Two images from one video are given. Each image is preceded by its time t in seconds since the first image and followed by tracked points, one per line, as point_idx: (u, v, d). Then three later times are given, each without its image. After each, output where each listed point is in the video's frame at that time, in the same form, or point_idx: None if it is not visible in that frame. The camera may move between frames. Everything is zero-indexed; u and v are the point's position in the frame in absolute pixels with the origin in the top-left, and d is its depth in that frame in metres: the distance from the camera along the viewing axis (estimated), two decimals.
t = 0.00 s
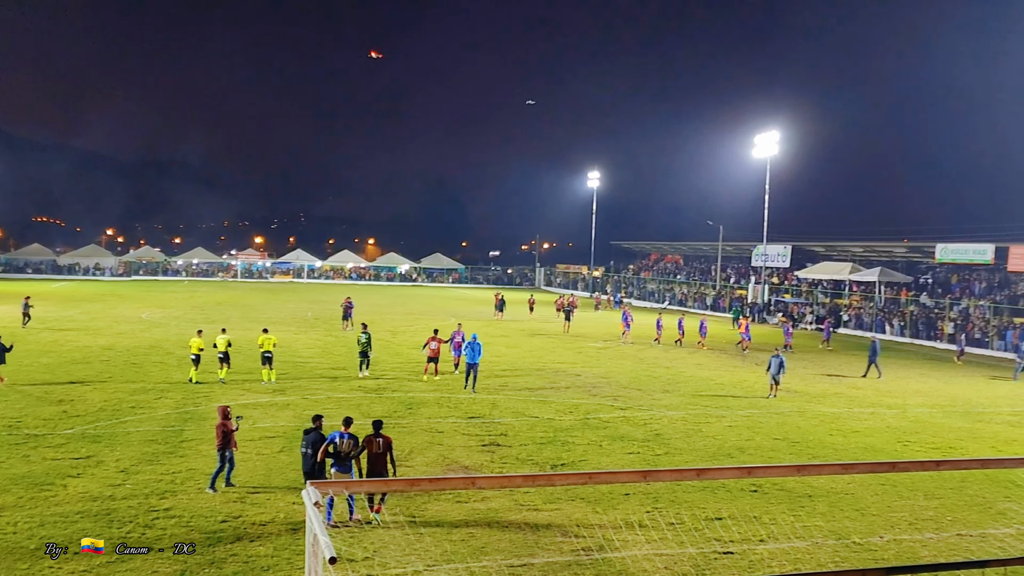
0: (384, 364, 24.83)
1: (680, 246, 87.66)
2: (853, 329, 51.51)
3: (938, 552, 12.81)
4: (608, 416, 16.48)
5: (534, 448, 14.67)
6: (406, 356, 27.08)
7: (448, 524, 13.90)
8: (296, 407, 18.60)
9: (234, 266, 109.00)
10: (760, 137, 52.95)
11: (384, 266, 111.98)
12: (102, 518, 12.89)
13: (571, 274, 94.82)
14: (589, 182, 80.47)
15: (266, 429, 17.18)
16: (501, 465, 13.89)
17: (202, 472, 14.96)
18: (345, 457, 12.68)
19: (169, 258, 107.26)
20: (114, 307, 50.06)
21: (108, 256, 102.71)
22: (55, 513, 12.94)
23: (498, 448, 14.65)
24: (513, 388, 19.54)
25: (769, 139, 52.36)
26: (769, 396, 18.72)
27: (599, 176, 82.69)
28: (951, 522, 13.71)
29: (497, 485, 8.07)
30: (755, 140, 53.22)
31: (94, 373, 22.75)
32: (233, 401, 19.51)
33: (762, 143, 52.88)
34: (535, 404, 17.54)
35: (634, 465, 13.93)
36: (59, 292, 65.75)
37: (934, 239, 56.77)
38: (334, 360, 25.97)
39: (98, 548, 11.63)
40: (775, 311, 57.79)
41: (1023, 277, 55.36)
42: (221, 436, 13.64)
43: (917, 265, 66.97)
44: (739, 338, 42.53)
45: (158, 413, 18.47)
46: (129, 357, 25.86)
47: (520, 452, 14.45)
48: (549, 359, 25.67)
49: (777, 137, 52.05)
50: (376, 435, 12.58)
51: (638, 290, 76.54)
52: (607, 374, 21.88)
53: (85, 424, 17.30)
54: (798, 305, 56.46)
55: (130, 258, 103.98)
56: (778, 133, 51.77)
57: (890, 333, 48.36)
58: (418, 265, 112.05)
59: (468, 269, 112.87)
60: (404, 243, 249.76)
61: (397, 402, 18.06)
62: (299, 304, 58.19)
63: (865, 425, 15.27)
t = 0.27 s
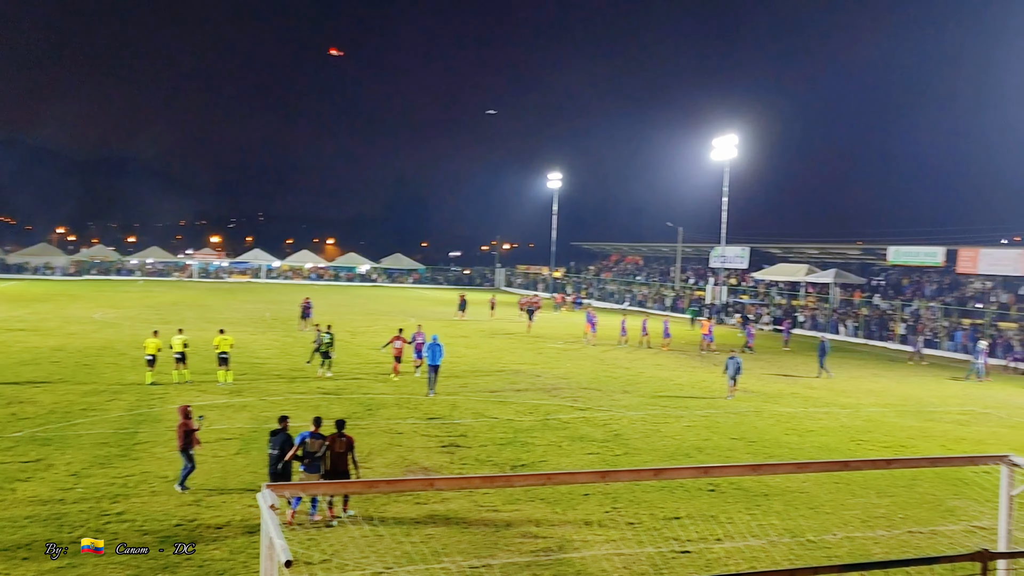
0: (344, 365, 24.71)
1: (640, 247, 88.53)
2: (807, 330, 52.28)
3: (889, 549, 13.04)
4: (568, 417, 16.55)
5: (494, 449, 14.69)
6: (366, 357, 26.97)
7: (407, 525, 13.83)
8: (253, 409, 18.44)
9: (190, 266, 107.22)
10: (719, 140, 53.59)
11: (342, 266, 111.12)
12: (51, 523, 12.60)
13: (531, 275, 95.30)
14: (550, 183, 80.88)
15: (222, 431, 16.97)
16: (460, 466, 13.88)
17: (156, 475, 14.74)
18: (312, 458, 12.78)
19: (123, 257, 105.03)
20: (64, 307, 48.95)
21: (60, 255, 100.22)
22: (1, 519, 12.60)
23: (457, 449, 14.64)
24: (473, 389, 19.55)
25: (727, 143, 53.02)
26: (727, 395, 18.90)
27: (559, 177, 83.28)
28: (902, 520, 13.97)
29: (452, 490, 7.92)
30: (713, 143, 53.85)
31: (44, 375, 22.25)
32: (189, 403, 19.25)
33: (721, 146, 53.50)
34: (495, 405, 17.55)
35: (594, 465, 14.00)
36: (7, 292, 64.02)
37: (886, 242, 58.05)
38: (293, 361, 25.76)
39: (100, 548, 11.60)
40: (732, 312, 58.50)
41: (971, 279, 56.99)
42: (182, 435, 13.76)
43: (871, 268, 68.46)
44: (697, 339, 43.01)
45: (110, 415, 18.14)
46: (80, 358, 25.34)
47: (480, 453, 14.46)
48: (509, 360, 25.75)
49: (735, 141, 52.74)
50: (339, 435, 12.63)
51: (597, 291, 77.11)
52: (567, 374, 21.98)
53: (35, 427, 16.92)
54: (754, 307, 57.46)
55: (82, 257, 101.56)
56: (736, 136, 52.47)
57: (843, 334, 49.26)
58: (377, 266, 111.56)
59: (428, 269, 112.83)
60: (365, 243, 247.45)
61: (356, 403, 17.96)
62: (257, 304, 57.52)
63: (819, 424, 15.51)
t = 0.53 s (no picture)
0: (288, 368, 24.48)
1: (585, 250, 89.39)
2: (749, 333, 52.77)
3: (825, 547, 13.32)
4: (512, 420, 16.62)
5: (439, 452, 14.68)
6: (310, 360, 26.76)
7: (349, 530, 13.71)
8: (191, 413, 18.16)
9: (127, 266, 104.49)
10: (663, 145, 54.39)
11: (285, 268, 109.73)
12: None
13: (478, 277, 95.86)
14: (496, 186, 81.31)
15: (159, 436, 16.66)
16: (403, 470, 13.83)
17: (89, 481, 14.40)
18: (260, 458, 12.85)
19: (55, 257, 101.55)
20: None
21: None
22: None
23: (401, 453, 14.59)
24: (417, 391, 19.54)
25: (671, 148, 53.85)
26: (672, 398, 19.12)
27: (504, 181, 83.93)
28: (838, 519, 14.28)
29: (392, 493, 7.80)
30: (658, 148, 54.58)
31: None
32: (125, 408, 18.87)
33: (665, 151, 54.29)
34: (439, 408, 17.55)
35: (538, 468, 14.07)
36: None
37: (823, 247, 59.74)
38: (235, 364, 25.43)
39: (99, 547, 11.69)
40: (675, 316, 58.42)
41: (905, 283, 59.05)
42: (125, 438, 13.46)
43: (810, 272, 69.98)
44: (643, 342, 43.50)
45: (41, 420, 17.66)
46: (10, 362, 24.57)
47: (423, 457, 14.43)
48: (455, 362, 25.78)
49: (678, 146, 53.62)
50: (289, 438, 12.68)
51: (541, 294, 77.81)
52: (512, 376, 22.11)
53: None
54: (697, 310, 57.27)
55: (12, 257, 97.84)
56: (679, 142, 53.36)
57: (782, 337, 50.23)
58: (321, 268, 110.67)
59: (373, 271, 112.45)
60: (307, 245, 243.56)
61: (298, 407, 17.81)
62: (197, 306, 56.46)
63: (759, 425, 15.80)
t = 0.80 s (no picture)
0: (209, 377, 24.07)
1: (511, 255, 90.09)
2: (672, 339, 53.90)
3: (744, 548, 13.60)
4: (437, 427, 16.66)
5: (362, 460, 14.59)
6: (232, 368, 26.37)
7: (269, 541, 13.46)
8: (105, 424, 17.68)
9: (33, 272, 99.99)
10: (587, 153, 55.16)
11: (205, 273, 107.28)
12: None
13: (406, 283, 96.18)
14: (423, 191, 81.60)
15: (69, 448, 16.16)
16: (325, 478, 13.68)
17: None
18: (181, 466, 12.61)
19: None
20: None
21: None
22: None
23: (323, 461, 14.45)
24: (341, 399, 19.46)
25: (596, 155, 54.67)
26: (600, 405, 19.52)
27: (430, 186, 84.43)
28: (756, 520, 14.61)
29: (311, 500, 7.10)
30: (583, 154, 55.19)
31: None
32: (35, 419, 18.25)
33: (590, 158, 55.05)
34: (363, 415, 17.50)
35: (462, 475, 14.07)
36: None
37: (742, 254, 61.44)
38: (152, 372, 24.86)
39: (99, 548, 11.81)
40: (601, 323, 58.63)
41: (819, 289, 60.39)
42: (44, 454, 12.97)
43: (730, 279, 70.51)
44: (571, 348, 43.90)
45: None
46: None
47: (346, 465, 14.32)
48: (379, 369, 25.76)
49: (603, 154, 54.53)
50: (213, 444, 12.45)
51: (468, 300, 78.32)
52: (438, 383, 22.22)
53: None
54: (622, 316, 58.39)
55: None
56: (604, 150, 54.30)
57: (705, 342, 51.45)
58: (241, 272, 108.63)
59: (296, 276, 111.21)
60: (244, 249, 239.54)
61: (218, 416, 17.53)
62: (111, 313, 54.58)
63: (680, 430, 16.13)
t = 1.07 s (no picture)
0: (121, 387, 23.52)
1: (433, 260, 90.74)
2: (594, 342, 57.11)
3: (663, 548, 13.76)
4: (358, 434, 16.62)
5: (280, 470, 14.39)
6: (147, 377, 25.87)
7: (181, 556, 13.08)
8: (8, 438, 17.03)
9: None
10: (511, 158, 56.48)
11: (116, 279, 104.16)
12: None
13: (330, 289, 96.42)
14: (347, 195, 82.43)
15: None
16: (242, 489, 13.41)
17: None
18: (94, 476, 12.19)
19: None
20: None
21: None
22: None
23: (240, 472, 14.21)
24: (259, 408, 19.30)
25: (518, 160, 56.05)
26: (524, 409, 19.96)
27: (352, 191, 85.28)
28: (675, 520, 14.83)
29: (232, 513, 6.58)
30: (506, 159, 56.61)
31: None
32: None
33: (512, 163, 56.39)
34: (281, 424, 17.37)
35: (384, 482, 13.97)
36: None
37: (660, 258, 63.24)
38: (60, 383, 24.11)
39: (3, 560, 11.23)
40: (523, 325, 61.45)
41: (736, 293, 62.46)
42: None
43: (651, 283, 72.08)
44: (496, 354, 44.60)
45: None
46: None
47: (264, 475, 14.10)
48: (300, 376, 25.71)
49: (524, 159, 55.98)
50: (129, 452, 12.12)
51: (390, 306, 78.95)
52: (359, 391, 22.31)
53: None
54: (544, 320, 60.39)
55: None
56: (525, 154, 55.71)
57: (626, 345, 53.70)
58: (155, 279, 106.06)
59: (213, 282, 109.41)
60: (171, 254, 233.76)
61: (129, 427, 17.13)
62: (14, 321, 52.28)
63: (601, 433, 16.43)
